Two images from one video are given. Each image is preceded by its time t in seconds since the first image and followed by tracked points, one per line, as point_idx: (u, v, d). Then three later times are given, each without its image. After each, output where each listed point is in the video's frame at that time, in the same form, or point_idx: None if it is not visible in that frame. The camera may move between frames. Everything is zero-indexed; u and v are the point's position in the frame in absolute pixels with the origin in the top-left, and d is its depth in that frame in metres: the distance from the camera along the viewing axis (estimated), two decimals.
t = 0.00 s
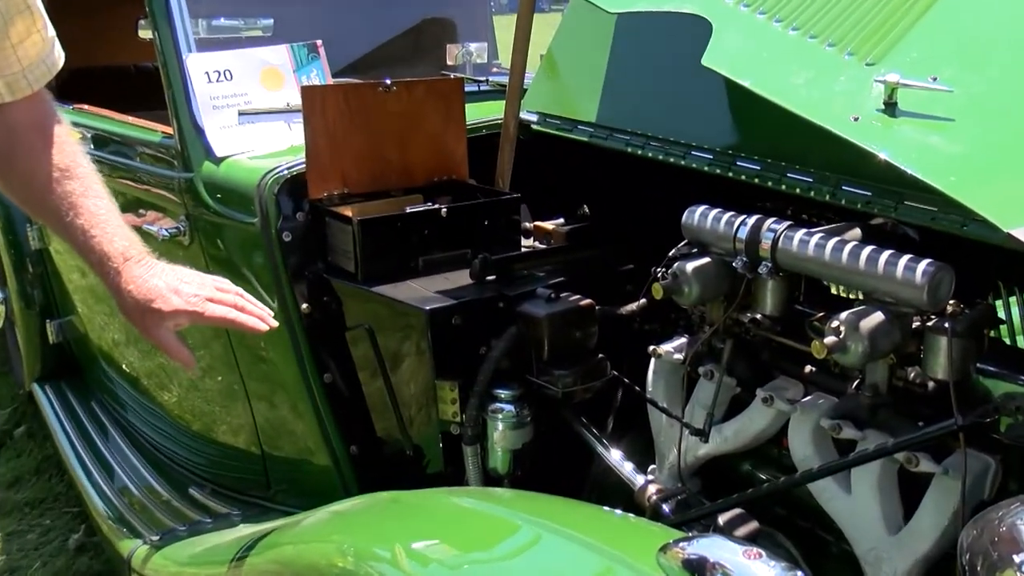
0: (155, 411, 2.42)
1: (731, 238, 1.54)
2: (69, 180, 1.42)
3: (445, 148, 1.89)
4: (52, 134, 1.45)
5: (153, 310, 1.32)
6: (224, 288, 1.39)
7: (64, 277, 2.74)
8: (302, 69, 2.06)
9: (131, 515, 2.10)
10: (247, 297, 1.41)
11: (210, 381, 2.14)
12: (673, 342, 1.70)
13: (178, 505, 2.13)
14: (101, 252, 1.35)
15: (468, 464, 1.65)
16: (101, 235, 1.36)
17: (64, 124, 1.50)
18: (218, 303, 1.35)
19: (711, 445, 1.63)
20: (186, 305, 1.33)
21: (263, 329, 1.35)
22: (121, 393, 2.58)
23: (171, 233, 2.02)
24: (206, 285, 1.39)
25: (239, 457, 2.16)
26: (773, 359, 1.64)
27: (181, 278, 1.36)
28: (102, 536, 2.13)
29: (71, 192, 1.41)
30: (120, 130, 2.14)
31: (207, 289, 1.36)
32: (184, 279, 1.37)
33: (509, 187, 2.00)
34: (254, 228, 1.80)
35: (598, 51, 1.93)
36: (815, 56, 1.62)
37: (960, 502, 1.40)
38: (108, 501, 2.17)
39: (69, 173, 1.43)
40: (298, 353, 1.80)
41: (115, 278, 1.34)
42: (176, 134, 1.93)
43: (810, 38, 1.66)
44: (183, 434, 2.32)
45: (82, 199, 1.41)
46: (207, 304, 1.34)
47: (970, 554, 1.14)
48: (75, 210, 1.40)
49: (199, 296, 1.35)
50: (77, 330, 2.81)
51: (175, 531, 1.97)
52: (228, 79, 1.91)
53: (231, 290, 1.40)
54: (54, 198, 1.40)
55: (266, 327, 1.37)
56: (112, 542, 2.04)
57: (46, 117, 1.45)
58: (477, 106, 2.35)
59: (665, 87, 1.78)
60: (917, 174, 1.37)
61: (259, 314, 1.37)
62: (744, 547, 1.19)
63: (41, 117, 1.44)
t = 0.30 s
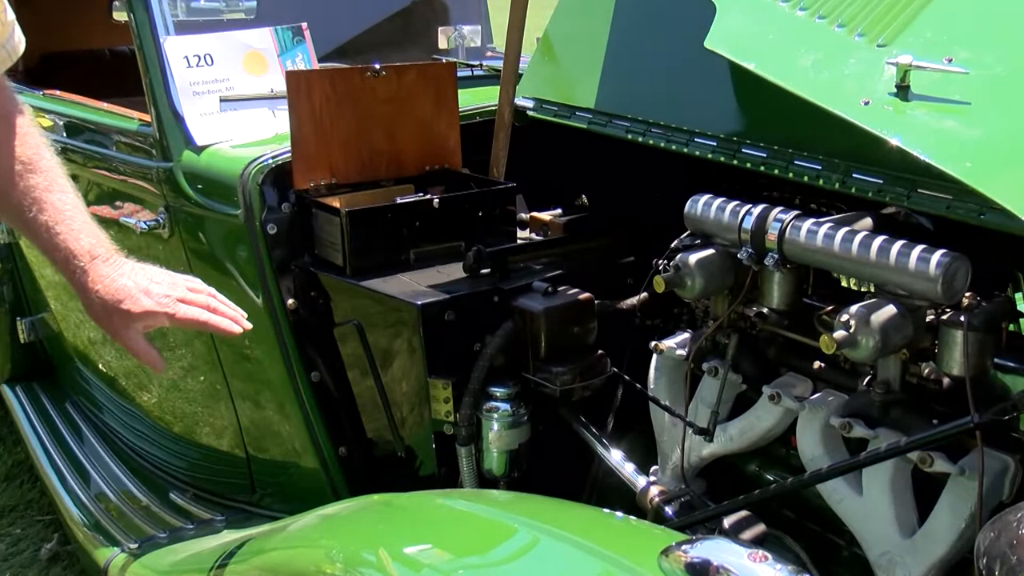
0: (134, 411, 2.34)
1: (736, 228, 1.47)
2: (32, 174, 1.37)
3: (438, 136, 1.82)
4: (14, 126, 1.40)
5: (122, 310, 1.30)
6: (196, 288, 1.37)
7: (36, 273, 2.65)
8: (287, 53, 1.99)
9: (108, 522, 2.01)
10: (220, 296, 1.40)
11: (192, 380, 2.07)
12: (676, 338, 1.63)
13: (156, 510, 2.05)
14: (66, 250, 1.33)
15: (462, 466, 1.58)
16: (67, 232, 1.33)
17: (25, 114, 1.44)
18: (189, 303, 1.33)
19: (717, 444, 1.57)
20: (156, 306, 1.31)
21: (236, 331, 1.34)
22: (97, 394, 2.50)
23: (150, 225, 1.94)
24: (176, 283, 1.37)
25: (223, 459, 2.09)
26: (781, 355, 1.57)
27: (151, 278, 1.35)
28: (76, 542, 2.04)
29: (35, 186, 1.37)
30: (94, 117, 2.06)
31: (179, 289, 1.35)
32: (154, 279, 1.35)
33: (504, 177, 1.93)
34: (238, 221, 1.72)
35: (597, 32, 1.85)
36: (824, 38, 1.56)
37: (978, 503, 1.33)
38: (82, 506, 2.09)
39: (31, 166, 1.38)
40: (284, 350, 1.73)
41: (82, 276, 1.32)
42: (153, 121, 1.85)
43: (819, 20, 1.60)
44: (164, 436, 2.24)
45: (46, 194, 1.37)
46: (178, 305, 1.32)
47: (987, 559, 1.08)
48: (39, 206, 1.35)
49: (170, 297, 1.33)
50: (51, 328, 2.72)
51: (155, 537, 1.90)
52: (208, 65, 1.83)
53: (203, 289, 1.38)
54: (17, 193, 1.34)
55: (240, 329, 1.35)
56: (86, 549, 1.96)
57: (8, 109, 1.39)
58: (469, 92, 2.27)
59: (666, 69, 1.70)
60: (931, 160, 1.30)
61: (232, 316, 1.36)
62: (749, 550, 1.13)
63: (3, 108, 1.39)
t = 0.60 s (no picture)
0: (117, 415, 2.27)
1: (742, 218, 1.41)
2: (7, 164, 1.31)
3: (431, 125, 1.76)
4: None
5: (105, 307, 1.24)
6: (183, 281, 1.31)
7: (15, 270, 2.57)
8: (273, 39, 1.96)
9: (90, 529, 1.94)
10: (208, 289, 1.33)
11: (178, 381, 2.01)
12: (679, 332, 1.58)
13: (140, 516, 1.98)
14: (45, 244, 1.26)
15: (459, 467, 1.52)
16: (45, 225, 1.27)
17: None
18: (176, 296, 1.27)
19: (723, 443, 1.51)
20: (141, 300, 1.25)
21: (226, 325, 1.28)
22: (78, 395, 2.43)
23: (132, 219, 1.88)
24: (162, 275, 1.31)
25: (211, 462, 2.03)
26: (789, 349, 1.51)
27: (135, 271, 1.28)
28: (56, 550, 1.97)
29: (10, 177, 1.30)
30: (69, 106, 1.99)
31: (165, 282, 1.28)
32: (139, 271, 1.29)
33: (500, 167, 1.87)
34: (224, 214, 1.66)
35: (596, 15, 1.79)
36: (832, 19, 1.50)
37: (996, 503, 1.28)
38: (62, 512, 2.01)
39: (6, 156, 1.31)
40: (272, 349, 1.67)
41: (62, 272, 1.25)
42: (133, 112, 1.78)
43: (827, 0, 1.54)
44: (148, 439, 2.18)
45: (22, 184, 1.30)
46: (164, 299, 1.26)
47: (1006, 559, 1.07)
48: (15, 198, 1.29)
49: (155, 290, 1.27)
50: (30, 328, 2.64)
51: (140, 545, 1.83)
52: (191, 51, 1.78)
53: (190, 282, 1.31)
54: None
55: (229, 322, 1.29)
56: (68, 558, 1.89)
57: None
58: (463, 79, 2.20)
59: (668, 53, 1.63)
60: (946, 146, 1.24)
61: (220, 309, 1.30)
62: (754, 551, 1.07)
63: None
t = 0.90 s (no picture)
0: (100, 418, 2.20)
1: (748, 213, 1.36)
2: None
3: (425, 117, 1.70)
4: None
5: (74, 317, 1.20)
6: (160, 291, 1.25)
7: None
8: (260, 28, 1.94)
9: (70, 538, 1.87)
10: (187, 301, 1.26)
11: (165, 384, 1.96)
12: (684, 332, 1.53)
13: (123, 525, 1.92)
14: (12, 250, 1.26)
15: (455, 472, 1.47)
16: (12, 230, 1.27)
17: None
18: (150, 308, 1.21)
19: (730, 447, 1.46)
20: (113, 311, 1.21)
21: (201, 339, 1.21)
22: (58, 399, 2.35)
23: (115, 215, 1.82)
24: (139, 285, 1.25)
25: (198, 468, 1.98)
26: (797, 349, 1.46)
27: (109, 280, 1.24)
28: (34, 559, 1.90)
29: None
30: (49, 98, 1.94)
31: (139, 292, 1.23)
32: (113, 280, 1.24)
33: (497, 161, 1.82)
34: (211, 211, 1.60)
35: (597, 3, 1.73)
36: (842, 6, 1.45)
37: (1014, 509, 1.22)
38: (39, 520, 1.93)
39: None
40: (262, 350, 1.62)
41: (30, 278, 1.24)
42: (116, 106, 1.73)
43: None
44: (133, 444, 2.12)
45: None
46: (136, 311, 1.20)
47: None
48: None
49: (129, 301, 1.21)
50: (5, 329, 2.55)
51: (123, 555, 1.77)
52: (175, 40, 1.74)
53: (168, 293, 1.25)
54: None
55: (207, 336, 1.22)
56: (48, 567, 1.82)
57: None
58: (460, 69, 2.15)
59: (669, 40, 1.58)
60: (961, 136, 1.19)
61: (198, 322, 1.23)
62: (759, 559, 1.01)
63: None
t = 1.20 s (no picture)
0: (82, 418, 2.14)
1: (753, 206, 1.31)
2: None
3: (419, 106, 1.65)
4: None
5: (64, 311, 1.14)
6: (152, 284, 1.21)
7: None
8: (248, 13, 1.89)
9: (49, 546, 1.87)
10: (180, 294, 1.23)
11: (149, 384, 1.90)
12: (688, 329, 1.48)
13: (104, 530, 1.90)
14: None
15: (450, 474, 1.41)
16: None
17: None
18: (143, 301, 1.17)
19: (736, 448, 1.41)
20: (105, 304, 1.15)
21: (197, 333, 1.18)
22: (35, 399, 2.24)
23: (96, 208, 1.76)
24: (130, 277, 1.21)
25: (183, 471, 1.93)
26: (806, 346, 1.41)
27: (99, 272, 1.18)
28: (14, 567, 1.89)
29: None
30: (29, 86, 1.89)
31: (130, 284, 1.18)
32: (103, 272, 1.19)
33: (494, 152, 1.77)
34: (197, 204, 1.55)
35: None
36: None
37: None
38: (19, 526, 1.92)
39: None
40: (251, 348, 1.57)
41: (17, 271, 1.17)
42: (97, 93, 1.67)
43: None
44: (115, 446, 2.06)
45: None
46: (130, 304, 1.16)
47: None
48: None
49: (120, 293, 1.17)
50: None
51: (105, 564, 1.76)
52: (158, 26, 1.68)
53: (160, 285, 1.22)
54: None
55: (202, 331, 1.20)
56: None
57: None
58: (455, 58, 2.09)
59: (670, 23, 1.52)
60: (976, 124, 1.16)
61: (192, 316, 1.20)
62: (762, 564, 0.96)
63: None
